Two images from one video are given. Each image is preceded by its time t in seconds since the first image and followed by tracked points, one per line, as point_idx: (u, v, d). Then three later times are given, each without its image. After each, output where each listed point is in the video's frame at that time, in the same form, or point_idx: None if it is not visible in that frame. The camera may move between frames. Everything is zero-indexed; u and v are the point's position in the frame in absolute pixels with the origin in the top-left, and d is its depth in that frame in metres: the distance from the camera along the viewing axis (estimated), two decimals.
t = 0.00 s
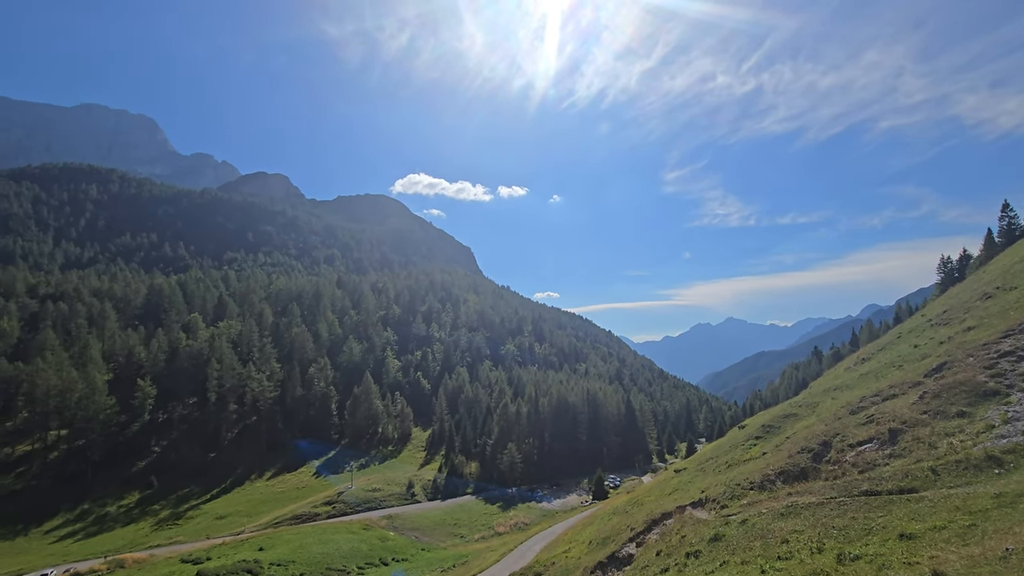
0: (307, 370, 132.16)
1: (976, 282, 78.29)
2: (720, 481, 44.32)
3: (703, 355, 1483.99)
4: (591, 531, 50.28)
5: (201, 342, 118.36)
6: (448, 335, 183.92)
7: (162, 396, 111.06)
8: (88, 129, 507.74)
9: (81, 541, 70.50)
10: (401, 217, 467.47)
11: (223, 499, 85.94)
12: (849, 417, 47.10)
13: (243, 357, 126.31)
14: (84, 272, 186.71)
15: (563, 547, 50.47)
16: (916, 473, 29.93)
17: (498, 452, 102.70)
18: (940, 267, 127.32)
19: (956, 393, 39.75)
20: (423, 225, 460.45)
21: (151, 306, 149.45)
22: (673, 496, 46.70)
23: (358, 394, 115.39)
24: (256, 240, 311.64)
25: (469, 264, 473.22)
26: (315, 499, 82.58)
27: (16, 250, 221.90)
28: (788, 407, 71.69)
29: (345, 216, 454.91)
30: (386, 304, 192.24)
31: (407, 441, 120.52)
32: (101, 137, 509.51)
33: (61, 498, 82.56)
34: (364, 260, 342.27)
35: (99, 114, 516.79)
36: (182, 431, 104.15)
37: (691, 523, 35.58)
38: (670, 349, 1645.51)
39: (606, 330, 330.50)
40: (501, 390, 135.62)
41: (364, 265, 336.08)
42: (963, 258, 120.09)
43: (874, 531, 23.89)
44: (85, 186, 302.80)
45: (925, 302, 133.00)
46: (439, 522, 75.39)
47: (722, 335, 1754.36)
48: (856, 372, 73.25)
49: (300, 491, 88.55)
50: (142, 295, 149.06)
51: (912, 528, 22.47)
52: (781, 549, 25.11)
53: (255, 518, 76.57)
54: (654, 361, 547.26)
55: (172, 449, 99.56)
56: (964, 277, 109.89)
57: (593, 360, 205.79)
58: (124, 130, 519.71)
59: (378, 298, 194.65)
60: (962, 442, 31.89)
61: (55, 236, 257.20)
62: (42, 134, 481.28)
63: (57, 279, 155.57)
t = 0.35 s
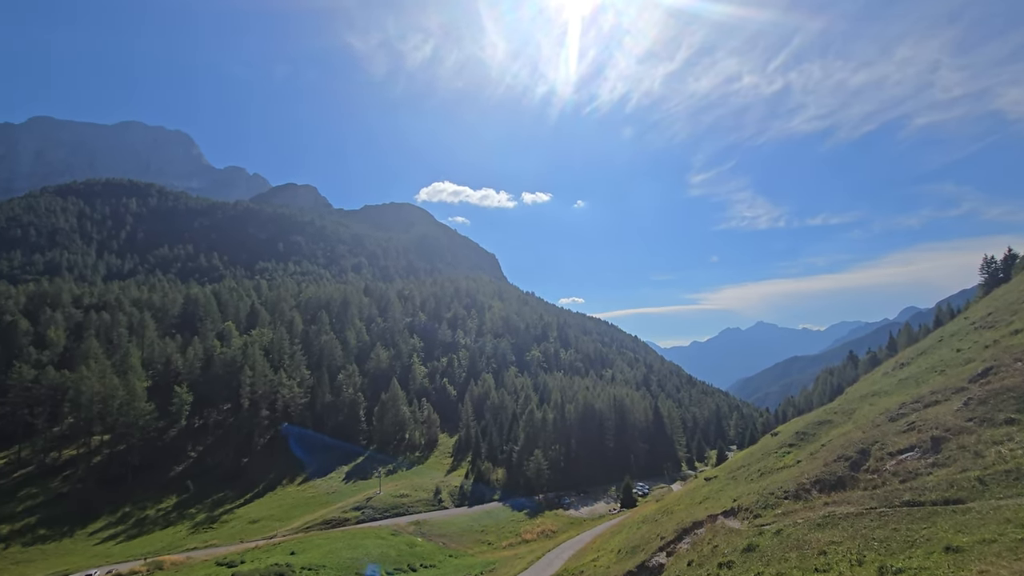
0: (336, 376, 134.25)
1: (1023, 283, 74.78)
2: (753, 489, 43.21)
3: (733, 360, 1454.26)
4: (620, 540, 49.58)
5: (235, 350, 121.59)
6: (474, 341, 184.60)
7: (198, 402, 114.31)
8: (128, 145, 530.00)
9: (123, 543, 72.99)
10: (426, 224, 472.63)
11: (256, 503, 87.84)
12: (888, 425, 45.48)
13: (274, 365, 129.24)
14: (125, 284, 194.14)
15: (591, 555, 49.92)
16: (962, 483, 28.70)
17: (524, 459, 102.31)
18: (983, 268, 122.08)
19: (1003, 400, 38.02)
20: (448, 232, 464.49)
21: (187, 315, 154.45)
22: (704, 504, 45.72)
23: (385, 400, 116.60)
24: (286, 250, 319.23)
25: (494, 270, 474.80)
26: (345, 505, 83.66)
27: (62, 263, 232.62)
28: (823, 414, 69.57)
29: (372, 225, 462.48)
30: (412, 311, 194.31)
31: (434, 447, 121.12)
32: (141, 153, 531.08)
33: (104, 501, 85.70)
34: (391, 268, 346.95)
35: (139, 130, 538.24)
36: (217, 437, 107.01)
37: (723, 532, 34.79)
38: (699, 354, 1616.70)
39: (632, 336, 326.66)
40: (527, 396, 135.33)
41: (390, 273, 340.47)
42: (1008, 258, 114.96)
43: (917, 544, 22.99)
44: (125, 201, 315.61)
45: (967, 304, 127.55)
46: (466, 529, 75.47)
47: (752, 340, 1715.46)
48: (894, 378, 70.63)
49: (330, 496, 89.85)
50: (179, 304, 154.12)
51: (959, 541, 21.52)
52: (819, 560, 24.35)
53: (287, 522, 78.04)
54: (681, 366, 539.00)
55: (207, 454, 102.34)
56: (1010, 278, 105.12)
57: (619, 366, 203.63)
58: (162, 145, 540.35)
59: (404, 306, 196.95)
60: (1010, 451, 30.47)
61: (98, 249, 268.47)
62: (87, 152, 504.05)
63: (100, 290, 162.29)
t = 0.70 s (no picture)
0: (362, 380, 136.12)
1: None
2: (785, 497, 42.06)
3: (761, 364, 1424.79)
4: (647, 546, 48.97)
5: (264, 355, 124.42)
6: (498, 345, 184.82)
7: (230, 405, 117.24)
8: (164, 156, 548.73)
9: (160, 542, 75.33)
10: (450, 229, 476.29)
11: (286, 505, 89.58)
12: (927, 431, 43.81)
13: (303, 369, 131.79)
14: (161, 290, 200.94)
15: (618, 561, 49.40)
16: (1008, 493, 27.47)
17: (549, 463, 101.86)
18: None
19: None
20: (471, 237, 467.12)
21: (219, 321, 158.77)
22: (734, 511, 44.74)
23: (410, 404, 117.55)
24: (313, 256, 325.64)
25: (517, 274, 475.19)
26: (372, 507, 84.58)
27: (102, 271, 241.84)
28: (858, 420, 67.43)
29: (396, 230, 468.33)
30: (436, 316, 195.90)
31: (458, 451, 121.53)
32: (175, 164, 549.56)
33: (142, 500, 88.56)
34: (415, 273, 350.57)
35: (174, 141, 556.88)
36: (248, 439, 109.63)
37: (754, 541, 34.01)
38: (726, 358, 1586.23)
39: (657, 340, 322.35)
40: (551, 401, 134.79)
41: (415, 278, 343.92)
42: None
43: (962, 556, 22.05)
44: (161, 210, 326.78)
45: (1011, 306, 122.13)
46: (491, 533, 75.50)
47: (781, 343, 1675.21)
48: (933, 383, 67.95)
49: (357, 498, 91.06)
50: (212, 310, 158.52)
51: (1006, 553, 20.58)
52: (855, 571, 23.60)
53: (316, 524, 79.33)
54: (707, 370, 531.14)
55: (238, 456, 104.76)
56: None
57: (644, 370, 201.26)
58: (195, 156, 557.98)
59: (428, 310, 198.59)
60: None
61: (136, 256, 278.48)
62: (125, 164, 523.97)
63: (137, 297, 168.18)
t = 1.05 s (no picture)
0: (391, 379, 137.99)
1: None
2: (822, 502, 40.84)
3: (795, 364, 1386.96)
4: (678, 549, 48.30)
5: (297, 354, 127.43)
6: (525, 345, 184.69)
7: (265, 403, 120.57)
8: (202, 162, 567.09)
9: (200, 534, 78.07)
10: (477, 230, 478.77)
11: (318, 500, 91.60)
12: (974, 435, 41.93)
13: (334, 368, 134.53)
14: (200, 291, 208.11)
15: (648, 564, 48.88)
16: None
17: (577, 463, 101.28)
18: None
19: None
20: (498, 236, 468.50)
21: (253, 321, 163.27)
22: (768, 516, 43.69)
23: (438, 403, 118.50)
24: (343, 257, 331.97)
25: (544, 274, 474.07)
26: (401, 505, 85.69)
27: (144, 273, 251.71)
28: (898, 423, 65.00)
29: (424, 231, 473.48)
30: (464, 316, 197.23)
31: (486, 451, 121.76)
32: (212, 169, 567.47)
33: (183, 494, 91.85)
34: (443, 273, 353.68)
35: (210, 147, 575.44)
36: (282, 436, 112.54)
37: (790, 545, 33.19)
38: (759, 358, 1548.39)
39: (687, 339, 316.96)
40: (579, 401, 133.94)
41: (442, 278, 346.79)
42: None
43: (1015, 567, 21.01)
44: (199, 214, 338.51)
45: None
46: (519, 533, 75.57)
47: (817, 343, 1625.89)
48: (981, 385, 64.93)
49: (387, 496, 92.47)
50: (247, 310, 163.17)
51: None
52: None
53: (347, 520, 80.91)
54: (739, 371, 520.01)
55: (273, 453, 107.46)
56: None
57: (674, 370, 198.30)
58: (231, 161, 575.43)
59: (456, 310, 199.94)
60: None
61: (176, 259, 289.26)
62: (165, 170, 544.15)
63: (177, 298, 174.53)
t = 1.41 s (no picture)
0: (421, 377, 139.64)
1: None
2: (862, 505, 39.65)
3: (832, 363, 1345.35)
4: (711, 550, 47.58)
5: (330, 353, 130.26)
6: (553, 343, 184.30)
7: (299, 401, 123.72)
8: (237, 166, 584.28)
9: (239, 527, 80.74)
10: (504, 229, 479.99)
11: (351, 496, 93.52)
12: None
13: (365, 366, 137.00)
14: (237, 292, 215.01)
15: (680, 565, 48.30)
16: None
17: (607, 463, 100.43)
18: None
19: None
20: (525, 235, 468.64)
21: (288, 320, 167.66)
22: (805, 518, 42.67)
23: (467, 401, 119.42)
24: (373, 257, 337.49)
25: (571, 272, 472.08)
26: (432, 502, 86.76)
27: (185, 275, 261.30)
28: (943, 425, 62.46)
29: (452, 231, 477.29)
30: (492, 314, 198.08)
31: (515, 449, 121.44)
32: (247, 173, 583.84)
33: (224, 488, 95.08)
34: (470, 272, 356.03)
35: (245, 152, 592.76)
36: (316, 433, 115.35)
37: (828, 549, 32.35)
38: (794, 356, 1506.83)
39: (719, 338, 311.05)
40: (608, 400, 132.92)
41: (470, 278, 348.98)
42: None
43: None
44: (235, 217, 349.39)
45: None
46: (549, 531, 75.59)
47: (855, 341, 1572.18)
48: None
49: (417, 492, 93.74)
50: (281, 310, 167.61)
51: None
52: None
53: (379, 516, 82.37)
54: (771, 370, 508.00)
55: (307, 449, 110.16)
56: None
57: (704, 368, 194.98)
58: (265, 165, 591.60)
59: (484, 309, 201.01)
60: None
61: (214, 261, 299.42)
62: (203, 175, 562.65)
63: (216, 298, 180.60)
